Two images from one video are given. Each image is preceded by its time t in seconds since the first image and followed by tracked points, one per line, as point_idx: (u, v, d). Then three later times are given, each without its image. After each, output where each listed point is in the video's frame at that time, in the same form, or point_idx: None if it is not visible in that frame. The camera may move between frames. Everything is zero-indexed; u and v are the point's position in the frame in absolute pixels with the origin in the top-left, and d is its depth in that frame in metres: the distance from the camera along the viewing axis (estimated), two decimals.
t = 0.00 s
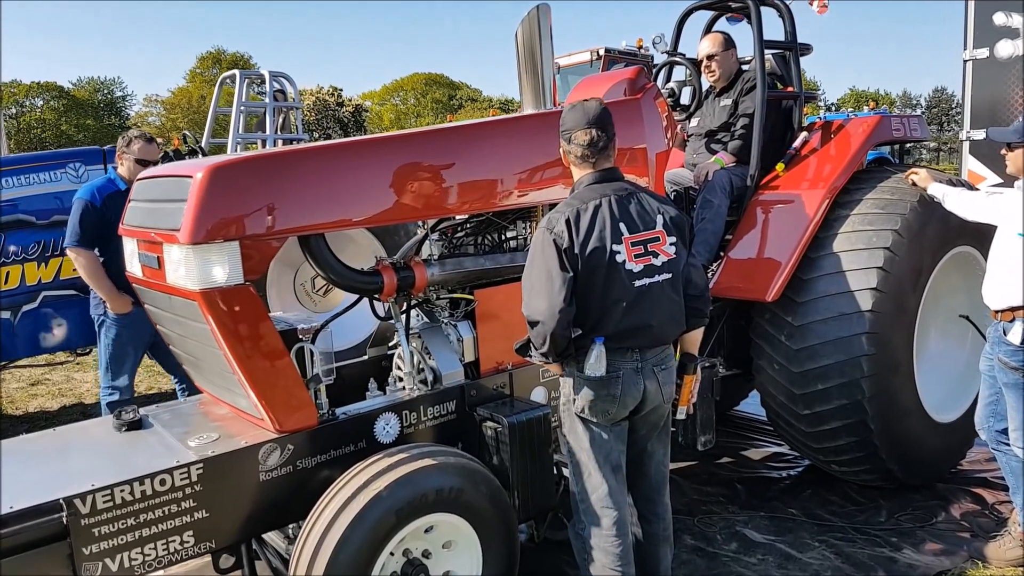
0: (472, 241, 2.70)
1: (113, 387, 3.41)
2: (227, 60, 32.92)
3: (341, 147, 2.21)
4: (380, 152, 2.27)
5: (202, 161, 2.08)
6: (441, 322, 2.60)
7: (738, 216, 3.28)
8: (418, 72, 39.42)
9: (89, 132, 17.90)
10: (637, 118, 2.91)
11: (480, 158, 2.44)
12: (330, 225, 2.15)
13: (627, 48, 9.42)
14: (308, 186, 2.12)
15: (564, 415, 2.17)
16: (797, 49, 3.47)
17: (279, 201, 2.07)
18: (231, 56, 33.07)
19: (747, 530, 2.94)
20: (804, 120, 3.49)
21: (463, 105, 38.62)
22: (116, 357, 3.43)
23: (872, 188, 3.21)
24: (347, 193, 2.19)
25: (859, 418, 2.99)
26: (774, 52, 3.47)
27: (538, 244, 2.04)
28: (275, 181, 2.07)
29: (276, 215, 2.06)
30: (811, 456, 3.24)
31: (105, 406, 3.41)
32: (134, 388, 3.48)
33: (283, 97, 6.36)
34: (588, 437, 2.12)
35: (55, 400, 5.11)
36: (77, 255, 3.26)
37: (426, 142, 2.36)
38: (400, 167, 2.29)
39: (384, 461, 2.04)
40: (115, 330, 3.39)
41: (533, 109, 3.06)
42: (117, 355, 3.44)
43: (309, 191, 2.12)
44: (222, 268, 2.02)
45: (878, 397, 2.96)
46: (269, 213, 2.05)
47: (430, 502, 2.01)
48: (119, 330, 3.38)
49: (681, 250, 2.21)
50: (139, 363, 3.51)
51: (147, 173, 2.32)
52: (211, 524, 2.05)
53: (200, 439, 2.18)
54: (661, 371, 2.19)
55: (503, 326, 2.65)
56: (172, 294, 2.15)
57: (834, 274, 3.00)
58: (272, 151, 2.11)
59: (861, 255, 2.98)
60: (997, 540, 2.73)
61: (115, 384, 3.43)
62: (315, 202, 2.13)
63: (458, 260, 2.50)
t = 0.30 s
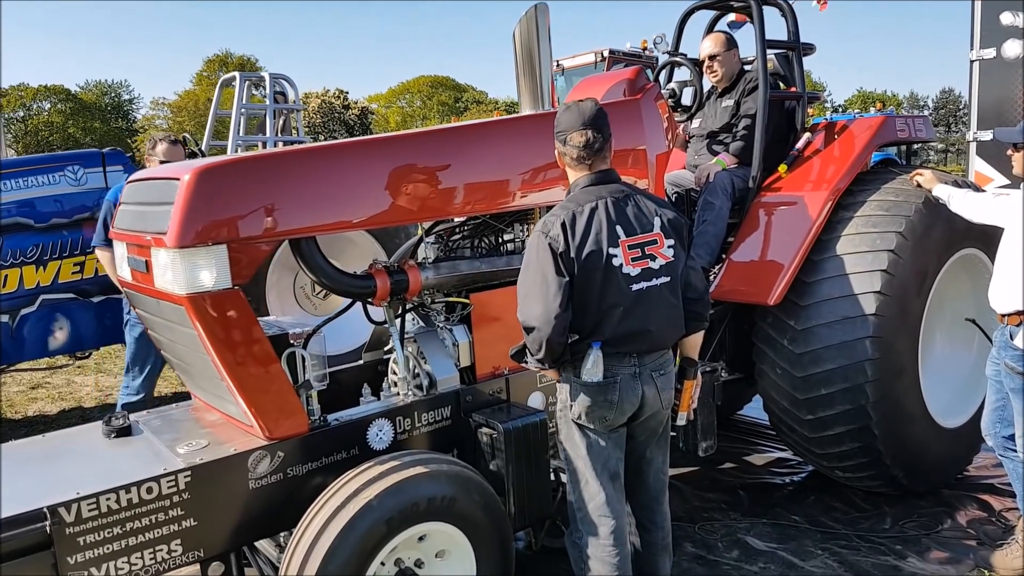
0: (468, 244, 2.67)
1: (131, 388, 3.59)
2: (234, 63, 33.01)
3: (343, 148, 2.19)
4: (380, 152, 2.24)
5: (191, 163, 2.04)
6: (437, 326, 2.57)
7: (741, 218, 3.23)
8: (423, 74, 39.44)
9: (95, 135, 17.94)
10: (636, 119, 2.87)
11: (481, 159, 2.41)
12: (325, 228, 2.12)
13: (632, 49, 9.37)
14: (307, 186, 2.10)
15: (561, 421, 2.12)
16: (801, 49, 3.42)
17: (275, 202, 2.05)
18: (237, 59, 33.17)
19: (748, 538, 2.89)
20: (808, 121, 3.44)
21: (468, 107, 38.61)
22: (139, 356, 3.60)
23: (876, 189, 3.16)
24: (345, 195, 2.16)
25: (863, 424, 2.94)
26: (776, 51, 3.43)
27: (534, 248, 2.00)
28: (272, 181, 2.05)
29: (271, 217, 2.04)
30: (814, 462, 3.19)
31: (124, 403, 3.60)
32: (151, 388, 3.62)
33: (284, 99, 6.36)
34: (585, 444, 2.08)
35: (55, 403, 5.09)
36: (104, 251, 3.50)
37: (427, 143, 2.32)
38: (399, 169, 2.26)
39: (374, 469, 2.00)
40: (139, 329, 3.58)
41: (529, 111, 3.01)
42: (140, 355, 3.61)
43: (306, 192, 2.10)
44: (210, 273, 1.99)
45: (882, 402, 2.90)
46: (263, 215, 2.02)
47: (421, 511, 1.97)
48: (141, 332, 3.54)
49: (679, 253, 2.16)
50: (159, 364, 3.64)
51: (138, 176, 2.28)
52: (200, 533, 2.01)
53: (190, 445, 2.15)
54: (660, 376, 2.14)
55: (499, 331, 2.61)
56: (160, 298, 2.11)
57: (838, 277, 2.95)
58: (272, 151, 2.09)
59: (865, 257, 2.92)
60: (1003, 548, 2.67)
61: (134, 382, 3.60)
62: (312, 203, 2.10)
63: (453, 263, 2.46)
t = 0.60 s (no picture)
0: (465, 245, 2.64)
1: (159, 385, 3.65)
2: (248, 65, 33.15)
3: (346, 146, 2.17)
4: (380, 152, 2.21)
5: (179, 163, 2.01)
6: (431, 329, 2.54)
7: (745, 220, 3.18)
8: (436, 75, 39.48)
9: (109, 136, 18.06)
10: (637, 119, 2.82)
11: (478, 160, 2.36)
12: (318, 230, 2.09)
13: (642, 48, 9.30)
14: (306, 188, 2.08)
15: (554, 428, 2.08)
16: (807, 47, 3.36)
17: (272, 205, 2.03)
18: (252, 61, 33.35)
19: (750, 547, 2.83)
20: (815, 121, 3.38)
21: (480, 108, 38.61)
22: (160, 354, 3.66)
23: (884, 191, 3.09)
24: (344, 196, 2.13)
25: (870, 431, 2.87)
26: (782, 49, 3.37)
27: (530, 249, 1.95)
28: (269, 181, 2.04)
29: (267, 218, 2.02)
30: (820, 469, 3.12)
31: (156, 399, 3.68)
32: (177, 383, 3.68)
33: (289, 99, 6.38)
34: (579, 451, 2.03)
35: (61, 403, 5.10)
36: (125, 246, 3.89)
37: (425, 142, 2.29)
38: (397, 169, 2.22)
39: (362, 476, 1.96)
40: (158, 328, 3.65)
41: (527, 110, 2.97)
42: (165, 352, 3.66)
43: (304, 193, 2.07)
44: (195, 275, 1.96)
45: (889, 408, 2.84)
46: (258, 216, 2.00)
47: (410, 519, 1.93)
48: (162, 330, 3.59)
49: (677, 255, 2.11)
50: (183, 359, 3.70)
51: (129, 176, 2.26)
52: (186, 539, 1.98)
53: (178, 449, 2.12)
54: (656, 382, 2.09)
55: (494, 334, 2.57)
56: (146, 300, 2.08)
57: (843, 280, 2.89)
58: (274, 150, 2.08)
59: (872, 260, 2.85)
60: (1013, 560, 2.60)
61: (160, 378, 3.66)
62: (309, 205, 2.08)
63: (447, 265, 2.42)
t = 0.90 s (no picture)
0: (465, 247, 2.60)
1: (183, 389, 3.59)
2: (264, 65, 33.30)
3: (353, 145, 2.15)
4: (385, 153, 2.19)
5: (167, 164, 1.98)
6: (429, 333, 2.49)
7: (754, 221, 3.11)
8: (450, 76, 39.47)
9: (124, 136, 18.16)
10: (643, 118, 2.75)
11: (477, 161, 2.32)
12: (311, 232, 2.07)
13: (655, 48, 9.20)
14: (308, 188, 2.07)
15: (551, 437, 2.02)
16: (817, 44, 3.29)
17: (271, 205, 2.01)
18: (267, 62, 33.48)
19: (756, 557, 2.76)
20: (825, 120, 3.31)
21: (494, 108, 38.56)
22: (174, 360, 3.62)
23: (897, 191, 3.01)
24: (346, 197, 2.12)
25: (881, 439, 2.79)
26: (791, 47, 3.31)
27: (531, 251, 1.88)
28: (272, 179, 2.03)
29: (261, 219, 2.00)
30: (829, 477, 3.04)
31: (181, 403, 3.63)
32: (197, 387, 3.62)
33: (296, 99, 6.36)
34: (576, 462, 1.97)
35: (67, 404, 5.10)
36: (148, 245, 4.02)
37: (428, 142, 2.25)
38: (397, 169, 2.19)
39: (352, 485, 1.91)
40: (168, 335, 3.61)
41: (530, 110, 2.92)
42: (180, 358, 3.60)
43: (306, 193, 2.06)
44: (182, 278, 1.92)
45: (900, 416, 2.75)
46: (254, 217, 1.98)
47: (401, 530, 1.88)
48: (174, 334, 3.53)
49: (678, 258, 2.06)
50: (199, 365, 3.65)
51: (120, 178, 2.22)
52: (173, 547, 1.94)
53: (168, 454, 2.08)
54: (656, 390, 2.03)
55: (493, 338, 2.52)
56: (133, 304, 2.04)
57: (854, 284, 2.81)
58: (279, 147, 2.07)
59: (883, 263, 2.78)
60: None
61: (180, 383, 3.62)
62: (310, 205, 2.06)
63: (444, 268, 2.38)
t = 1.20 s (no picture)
0: (467, 247, 2.57)
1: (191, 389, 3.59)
2: (284, 66, 33.50)
3: (356, 144, 2.13)
4: (384, 153, 2.16)
5: (160, 163, 1.96)
6: (429, 335, 2.46)
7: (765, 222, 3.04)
8: (468, 76, 39.50)
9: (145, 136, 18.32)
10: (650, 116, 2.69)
11: (478, 162, 2.28)
12: (308, 233, 2.04)
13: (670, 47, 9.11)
14: (318, 184, 2.06)
15: (549, 444, 1.97)
16: (831, 42, 3.22)
17: (274, 201, 2.00)
18: (287, 64, 33.68)
19: (765, 567, 2.69)
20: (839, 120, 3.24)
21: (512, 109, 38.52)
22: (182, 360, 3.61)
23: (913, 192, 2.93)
24: (354, 194, 2.10)
25: (894, 448, 2.71)
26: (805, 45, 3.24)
27: (526, 253, 1.83)
28: (281, 173, 2.02)
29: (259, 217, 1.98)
30: (841, 485, 2.97)
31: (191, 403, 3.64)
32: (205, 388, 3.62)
33: (307, 100, 6.37)
34: (574, 469, 1.93)
35: (79, 402, 5.12)
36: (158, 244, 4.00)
37: (434, 140, 2.23)
38: (402, 168, 2.17)
39: (345, 490, 1.88)
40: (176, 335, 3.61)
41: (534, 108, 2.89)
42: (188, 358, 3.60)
43: (312, 189, 2.05)
44: (173, 278, 1.89)
45: (914, 424, 2.68)
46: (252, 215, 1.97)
47: (394, 536, 1.85)
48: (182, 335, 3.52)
49: (676, 259, 2.01)
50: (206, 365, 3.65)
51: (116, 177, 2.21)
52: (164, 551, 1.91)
53: (161, 456, 2.05)
54: (656, 395, 1.98)
55: (493, 341, 2.48)
56: (127, 306, 2.02)
57: (867, 287, 2.73)
58: (285, 145, 2.07)
59: (897, 267, 2.70)
60: None
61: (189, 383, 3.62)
62: (316, 203, 2.05)
63: (444, 269, 2.34)
